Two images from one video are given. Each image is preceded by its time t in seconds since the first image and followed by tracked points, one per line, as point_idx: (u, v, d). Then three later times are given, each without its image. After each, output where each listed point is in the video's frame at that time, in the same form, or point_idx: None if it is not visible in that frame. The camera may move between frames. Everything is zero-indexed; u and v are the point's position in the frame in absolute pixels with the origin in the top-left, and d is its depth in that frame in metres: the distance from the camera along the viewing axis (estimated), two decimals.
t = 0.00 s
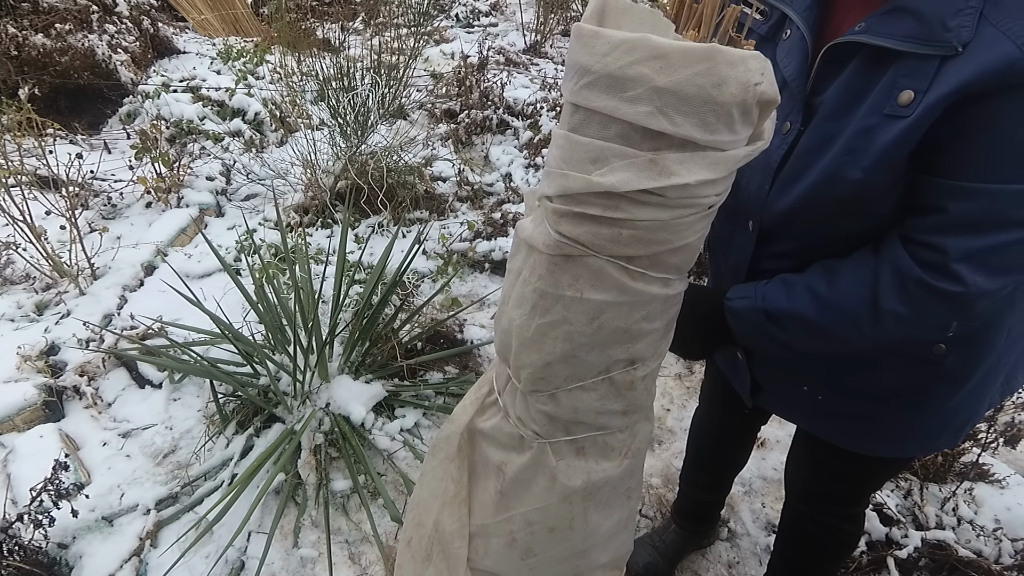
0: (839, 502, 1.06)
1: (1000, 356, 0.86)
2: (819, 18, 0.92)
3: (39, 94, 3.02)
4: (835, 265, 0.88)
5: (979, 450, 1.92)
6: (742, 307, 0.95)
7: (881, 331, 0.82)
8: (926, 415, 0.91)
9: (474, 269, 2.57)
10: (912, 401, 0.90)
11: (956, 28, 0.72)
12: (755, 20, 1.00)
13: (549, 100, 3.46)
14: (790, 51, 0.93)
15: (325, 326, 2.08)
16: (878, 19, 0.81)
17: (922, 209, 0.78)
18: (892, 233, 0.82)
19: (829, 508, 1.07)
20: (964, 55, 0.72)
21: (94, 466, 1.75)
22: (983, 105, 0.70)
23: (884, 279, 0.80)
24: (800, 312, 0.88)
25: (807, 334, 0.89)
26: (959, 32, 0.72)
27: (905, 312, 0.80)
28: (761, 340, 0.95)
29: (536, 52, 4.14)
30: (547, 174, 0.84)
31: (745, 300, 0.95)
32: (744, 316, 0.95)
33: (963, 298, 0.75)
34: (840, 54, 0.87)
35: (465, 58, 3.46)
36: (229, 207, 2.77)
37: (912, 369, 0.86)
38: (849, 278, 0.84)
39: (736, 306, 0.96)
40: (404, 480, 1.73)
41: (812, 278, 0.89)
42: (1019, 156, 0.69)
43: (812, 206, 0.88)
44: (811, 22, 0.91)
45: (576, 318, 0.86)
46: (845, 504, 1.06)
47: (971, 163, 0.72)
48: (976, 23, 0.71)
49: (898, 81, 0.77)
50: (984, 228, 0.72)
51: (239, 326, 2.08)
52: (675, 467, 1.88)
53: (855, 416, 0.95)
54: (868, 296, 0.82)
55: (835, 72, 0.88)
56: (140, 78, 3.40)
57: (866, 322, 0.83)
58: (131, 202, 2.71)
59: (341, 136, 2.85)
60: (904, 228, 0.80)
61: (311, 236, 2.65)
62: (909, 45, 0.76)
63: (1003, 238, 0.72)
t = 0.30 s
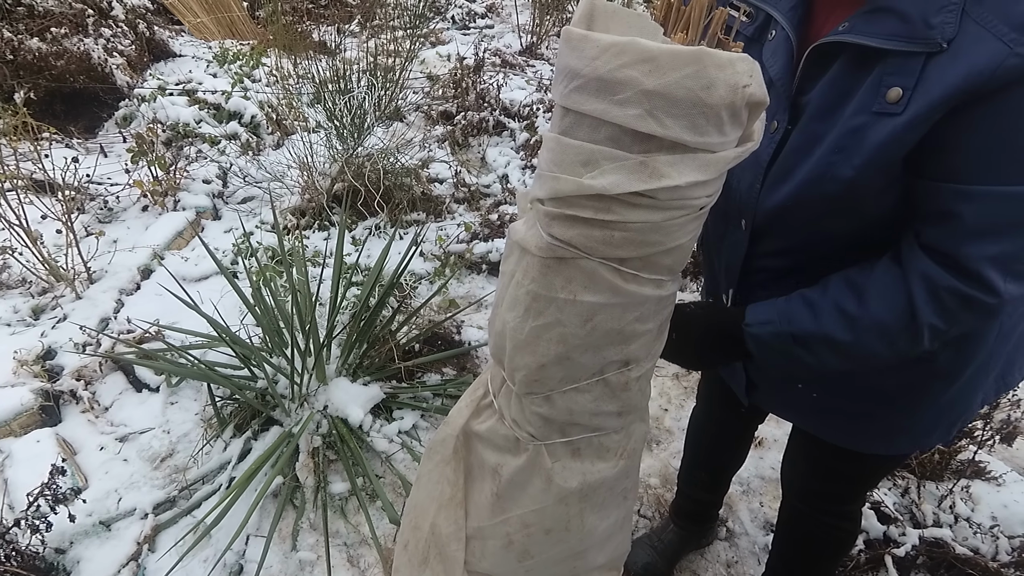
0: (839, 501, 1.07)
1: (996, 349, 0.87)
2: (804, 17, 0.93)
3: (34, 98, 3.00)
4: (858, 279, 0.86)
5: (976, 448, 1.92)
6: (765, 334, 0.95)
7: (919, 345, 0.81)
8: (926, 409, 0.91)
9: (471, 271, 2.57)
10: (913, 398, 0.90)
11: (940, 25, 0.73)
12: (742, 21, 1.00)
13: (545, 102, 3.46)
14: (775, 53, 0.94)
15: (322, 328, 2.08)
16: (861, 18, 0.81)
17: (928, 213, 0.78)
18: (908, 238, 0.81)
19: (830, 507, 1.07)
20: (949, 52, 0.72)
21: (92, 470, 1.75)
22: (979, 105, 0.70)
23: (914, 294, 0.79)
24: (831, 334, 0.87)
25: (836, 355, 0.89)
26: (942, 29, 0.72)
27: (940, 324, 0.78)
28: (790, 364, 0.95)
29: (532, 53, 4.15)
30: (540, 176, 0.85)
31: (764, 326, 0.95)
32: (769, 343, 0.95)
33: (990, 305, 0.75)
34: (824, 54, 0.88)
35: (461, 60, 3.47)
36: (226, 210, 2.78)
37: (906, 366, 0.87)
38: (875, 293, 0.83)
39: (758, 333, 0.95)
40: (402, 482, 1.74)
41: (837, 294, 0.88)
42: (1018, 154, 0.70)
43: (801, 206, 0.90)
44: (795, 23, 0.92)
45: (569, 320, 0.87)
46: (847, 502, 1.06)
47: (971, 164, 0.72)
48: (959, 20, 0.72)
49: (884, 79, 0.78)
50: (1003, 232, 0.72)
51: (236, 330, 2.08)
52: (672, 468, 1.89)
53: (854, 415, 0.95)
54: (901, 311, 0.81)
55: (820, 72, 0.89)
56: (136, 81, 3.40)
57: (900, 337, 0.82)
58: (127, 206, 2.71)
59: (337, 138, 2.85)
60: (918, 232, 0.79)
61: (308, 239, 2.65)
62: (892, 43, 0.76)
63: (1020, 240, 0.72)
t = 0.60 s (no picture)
0: (838, 500, 1.07)
1: (992, 347, 0.88)
2: (791, 15, 0.94)
3: (33, 103, 3.02)
4: (829, 260, 0.87)
5: (976, 447, 1.92)
6: (734, 310, 0.94)
7: (879, 329, 0.84)
8: (923, 412, 0.92)
9: (470, 273, 2.58)
10: (908, 395, 0.91)
11: (923, 18, 0.74)
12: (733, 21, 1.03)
13: (543, 104, 3.47)
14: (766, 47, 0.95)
15: (322, 331, 2.08)
16: (847, 14, 0.81)
17: (906, 202, 0.79)
18: (880, 227, 0.83)
19: (829, 506, 1.08)
20: (932, 45, 0.73)
21: (93, 474, 1.75)
22: (957, 95, 0.72)
23: (878, 276, 0.81)
24: (798, 313, 0.88)
25: (802, 334, 0.89)
26: (925, 22, 0.74)
27: (900, 307, 0.81)
28: (756, 341, 0.95)
29: (529, 55, 4.16)
30: (540, 177, 0.85)
31: (734, 301, 0.94)
32: (736, 317, 0.94)
33: (954, 292, 0.77)
34: (812, 49, 0.88)
35: (459, 62, 3.47)
36: (225, 213, 2.78)
37: (899, 360, 0.89)
38: (843, 276, 0.85)
39: (726, 307, 0.94)
40: (403, 485, 1.74)
41: (807, 272, 0.88)
42: (997, 144, 0.71)
43: (788, 201, 0.91)
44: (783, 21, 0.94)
45: (571, 320, 0.87)
46: (847, 499, 1.07)
47: (946, 153, 0.73)
48: (942, 14, 0.73)
49: (870, 73, 0.79)
50: (971, 220, 0.74)
51: (236, 333, 2.08)
52: (673, 468, 1.89)
53: (852, 411, 0.96)
54: (867, 294, 0.83)
55: (807, 69, 0.89)
56: (134, 86, 3.41)
57: (863, 318, 0.84)
58: (127, 209, 2.71)
59: (336, 141, 2.85)
60: (891, 221, 0.81)
61: (307, 242, 2.65)
62: (879, 36, 0.77)
63: (987, 229, 0.74)
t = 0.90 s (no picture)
0: (838, 500, 1.08)
1: (983, 345, 0.89)
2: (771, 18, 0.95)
3: (33, 108, 3.03)
4: (809, 258, 0.88)
5: (975, 448, 1.93)
6: (719, 308, 0.95)
7: (859, 325, 0.84)
8: (916, 409, 0.93)
9: (470, 276, 2.58)
10: (898, 392, 0.93)
11: (891, 22, 0.74)
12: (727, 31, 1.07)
13: (541, 107, 3.48)
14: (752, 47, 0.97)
15: (323, 335, 2.09)
16: (823, 18, 0.82)
17: (881, 201, 0.79)
18: (858, 225, 0.84)
19: (828, 505, 1.09)
20: (900, 48, 0.73)
21: (93, 479, 1.75)
22: (924, 95, 0.72)
23: (855, 272, 0.82)
24: (779, 309, 0.88)
25: (782, 330, 0.90)
26: (893, 26, 0.74)
27: (878, 303, 0.81)
28: (740, 337, 0.95)
29: (527, 59, 4.18)
30: (541, 182, 0.86)
31: (720, 300, 0.95)
32: (721, 316, 0.95)
33: (930, 288, 0.77)
34: (792, 53, 0.89)
35: (457, 65, 3.48)
36: (225, 217, 2.79)
37: (893, 358, 0.91)
38: (822, 274, 0.85)
39: (712, 306, 0.95)
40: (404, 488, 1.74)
41: (787, 271, 0.89)
42: (966, 143, 0.70)
43: (772, 201, 0.91)
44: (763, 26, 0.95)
45: (573, 323, 0.88)
46: (846, 499, 1.07)
47: (916, 153, 0.74)
48: (909, 18, 0.73)
49: (843, 75, 0.79)
50: (943, 217, 0.74)
51: (236, 336, 2.08)
52: (673, 470, 1.90)
53: (848, 410, 0.97)
54: (844, 290, 0.83)
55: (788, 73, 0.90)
56: (133, 90, 3.41)
57: (842, 313, 0.84)
58: (126, 214, 2.72)
59: (335, 145, 2.86)
60: (868, 220, 0.82)
61: (307, 245, 2.66)
62: (851, 40, 0.77)
63: (961, 226, 0.73)
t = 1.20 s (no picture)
0: (838, 501, 1.08)
1: (977, 343, 0.91)
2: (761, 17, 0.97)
3: (33, 114, 3.04)
4: (808, 253, 0.88)
5: (976, 450, 1.93)
6: (718, 306, 0.95)
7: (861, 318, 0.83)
8: (914, 406, 0.94)
9: (469, 279, 2.58)
10: (897, 389, 0.93)
11: (882, 15, 0.75)
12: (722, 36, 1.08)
13: (540, 110, 3.49)
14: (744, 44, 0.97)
15: (323, 339, 2.09)
16: (812, 15, 0.83)
17: (876, 193, 0.80)
18: (856, 217, 0.84)
19: (829, 508, 1.08)
20: (892, 40, 0.74)
21: (94, 484, 1.75)
22: (917, 85, 0.72)
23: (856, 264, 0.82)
24: (779, 303, 0.89)
25: (782, 324, 0.90)
26: (884, 18, 0.75)
27: (879, 295, 0.81)
28: (742, 335, 0.95)
29: (525, 62, 4.19)
30: (543, 189, 0.87)
31: (717, 298, 0.95)
32: (719, 313, 0.95)
33: (931, 279, 0.77)
34: (784, 50, 0.89)
35: (456, 69, 3.49)
36: (225, 221, 2.79)
37: (890, 356, 0.91)
38: (823, 266, 0.85)
39: (711, 306, 0.95)
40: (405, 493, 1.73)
41: (787, 267, 0.89)
42: (961, 131, 0.71)
43: (767, 198, 0.92)
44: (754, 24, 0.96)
45: (574, 330, 0.88)
46: (846, 502, 1.08)
47: (912, 143, 0.74)
48: (899, 10, 0.74)
49: (837, 69, 0.79)
50: (940, 206, 0.74)
51: (237, 341, 2.08)
52: (674, 473, 1.90)
53: (849, 408, 0.97)
54: (846, 282, 0.83)
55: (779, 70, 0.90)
56: (133, 95, 3.42)
57: (843, 305, 0.84)
58: (126, 219, 2.72)
59: (334, 149, 2.86)
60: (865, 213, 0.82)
61: (306, 249, 2.67)
62: (837, 34, 0.79)
63: (959, 215, 0.73)
